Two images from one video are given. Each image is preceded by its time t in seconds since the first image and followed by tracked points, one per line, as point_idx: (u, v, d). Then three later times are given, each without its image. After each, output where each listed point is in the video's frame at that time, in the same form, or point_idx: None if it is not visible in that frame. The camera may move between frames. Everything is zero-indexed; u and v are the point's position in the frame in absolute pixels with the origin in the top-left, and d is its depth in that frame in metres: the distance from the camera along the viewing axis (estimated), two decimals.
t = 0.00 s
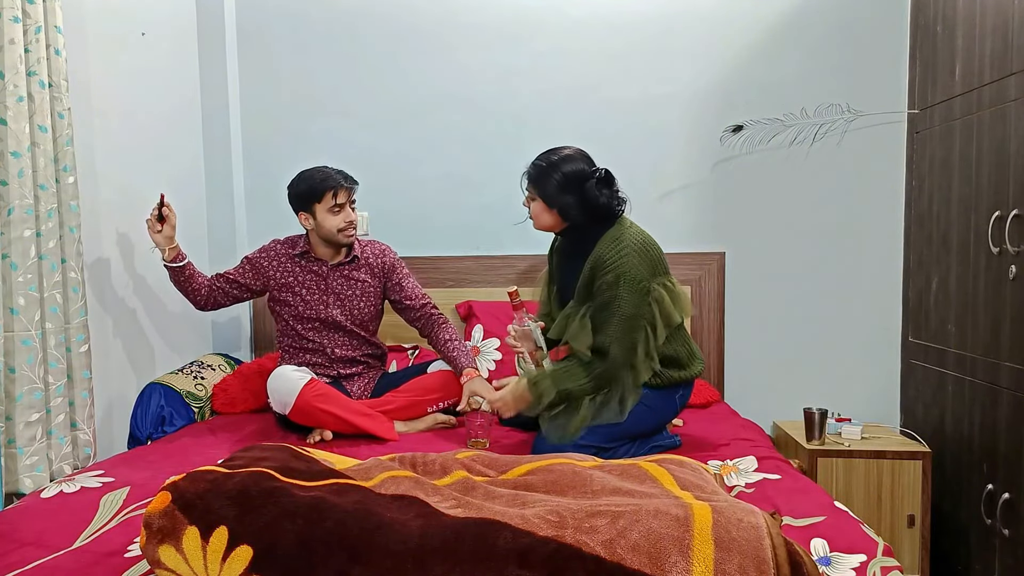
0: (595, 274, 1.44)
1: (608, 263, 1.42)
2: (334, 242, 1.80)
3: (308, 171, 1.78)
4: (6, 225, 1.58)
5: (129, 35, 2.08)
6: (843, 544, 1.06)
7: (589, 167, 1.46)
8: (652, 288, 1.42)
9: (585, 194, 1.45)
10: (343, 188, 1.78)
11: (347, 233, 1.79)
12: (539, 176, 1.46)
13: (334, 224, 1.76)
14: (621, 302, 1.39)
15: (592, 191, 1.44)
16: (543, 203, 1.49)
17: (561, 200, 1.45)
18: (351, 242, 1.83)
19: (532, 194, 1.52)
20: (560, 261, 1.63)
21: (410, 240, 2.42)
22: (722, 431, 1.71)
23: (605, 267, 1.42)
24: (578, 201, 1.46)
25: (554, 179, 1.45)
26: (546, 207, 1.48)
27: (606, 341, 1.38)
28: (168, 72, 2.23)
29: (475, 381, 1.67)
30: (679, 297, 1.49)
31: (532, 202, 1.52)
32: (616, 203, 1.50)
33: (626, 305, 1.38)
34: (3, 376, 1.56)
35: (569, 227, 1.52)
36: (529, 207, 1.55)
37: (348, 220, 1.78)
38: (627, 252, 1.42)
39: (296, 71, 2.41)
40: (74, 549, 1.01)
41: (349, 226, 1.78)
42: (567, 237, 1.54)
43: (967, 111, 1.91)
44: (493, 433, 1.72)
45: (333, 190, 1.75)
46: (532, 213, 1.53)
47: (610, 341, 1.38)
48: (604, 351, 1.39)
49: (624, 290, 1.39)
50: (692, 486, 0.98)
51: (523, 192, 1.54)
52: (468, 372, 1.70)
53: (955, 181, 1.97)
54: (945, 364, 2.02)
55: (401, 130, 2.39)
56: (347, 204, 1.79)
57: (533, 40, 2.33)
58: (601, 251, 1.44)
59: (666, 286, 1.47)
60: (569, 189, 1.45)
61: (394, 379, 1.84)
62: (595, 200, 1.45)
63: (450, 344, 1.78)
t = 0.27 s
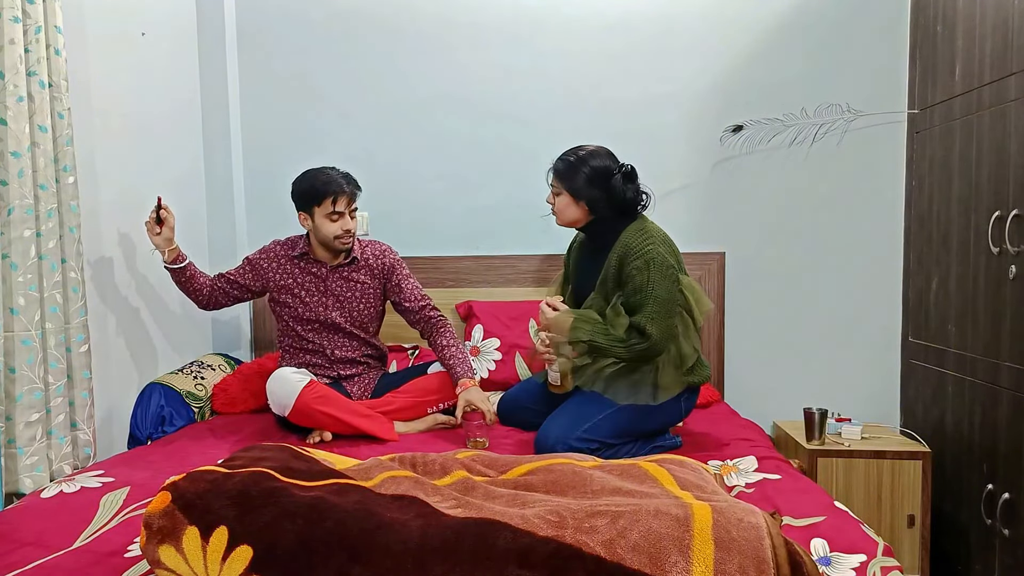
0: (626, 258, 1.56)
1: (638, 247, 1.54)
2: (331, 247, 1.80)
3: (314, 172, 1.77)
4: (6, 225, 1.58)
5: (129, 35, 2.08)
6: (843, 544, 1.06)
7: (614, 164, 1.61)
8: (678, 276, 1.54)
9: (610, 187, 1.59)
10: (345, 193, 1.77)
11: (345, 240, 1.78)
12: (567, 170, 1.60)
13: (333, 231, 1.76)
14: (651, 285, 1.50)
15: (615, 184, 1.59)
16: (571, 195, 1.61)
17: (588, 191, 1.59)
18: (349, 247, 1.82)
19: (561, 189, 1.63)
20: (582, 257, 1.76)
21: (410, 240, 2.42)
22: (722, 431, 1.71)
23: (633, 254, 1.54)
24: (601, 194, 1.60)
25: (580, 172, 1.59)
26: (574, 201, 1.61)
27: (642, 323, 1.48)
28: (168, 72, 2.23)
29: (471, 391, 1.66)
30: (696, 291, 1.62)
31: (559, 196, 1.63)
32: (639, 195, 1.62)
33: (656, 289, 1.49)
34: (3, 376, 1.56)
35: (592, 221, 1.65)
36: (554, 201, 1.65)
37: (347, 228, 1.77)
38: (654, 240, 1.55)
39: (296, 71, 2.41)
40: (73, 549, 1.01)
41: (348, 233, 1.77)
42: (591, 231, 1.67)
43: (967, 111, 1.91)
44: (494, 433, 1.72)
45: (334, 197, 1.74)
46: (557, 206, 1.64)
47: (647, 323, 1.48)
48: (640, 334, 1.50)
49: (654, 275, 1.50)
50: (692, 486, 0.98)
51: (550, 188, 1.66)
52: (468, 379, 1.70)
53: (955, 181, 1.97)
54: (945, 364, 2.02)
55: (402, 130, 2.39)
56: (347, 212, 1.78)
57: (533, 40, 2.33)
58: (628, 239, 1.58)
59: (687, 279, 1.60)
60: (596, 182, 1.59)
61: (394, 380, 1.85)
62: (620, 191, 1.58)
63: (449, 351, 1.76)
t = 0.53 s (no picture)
0: (637, 251, 1.58)
1: (650, 240, 1.56)
2: (331, 251, 1.80)
3: (318, 174, 1.76)
4: (6, 225, 1.57)
5: (129, 35, 2.08)
6: (843, 544, 1.06)
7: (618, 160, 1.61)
8: (690, 268, 1.55)
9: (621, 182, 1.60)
10: (347, 197, 1.76)
11: (345, 244, 1.78)
12: (576, 177, 1.59)
13: (333, 234, 1.76)
14: (662, 276, 1.51)
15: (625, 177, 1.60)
16: (586, 200, 1.61)
17: (604, 193, 1.60)
18: (350, 251, 1.82)
19: (576, 196, 1.62)
20: (595, 253, 1.78)
21: (410, 240, 2.42)
22: (722, 431, 1.71)
23: (645, 246, 1.56)
24: (615, 192, 1.60)
25: (592, 176, 1.58)
26: (592, 204, 1.61)
27: (654, 311, 1.49)
28: (168, 73, 2.23)
29: (465, 390, 1.62)
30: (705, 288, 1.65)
31: (574, 205, 1.63)
32: (649, 182, 1.64)
33: (667, 280, 1.51)
34: (3, 376, 1.56)
35: (608, 218, 1.65)
36: (570, 210, 1.64)
37: (348, 232, 1.76)
38: (664, 233, 1.56)
39: (296, 71, 2.41)
40: (73, 549, 1.01)
41: (348, 238, 1.77)
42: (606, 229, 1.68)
43: (967, 111, 1.91)
44: (494, 433, 1.72)
45: (336, 201, 1.74)
46: (574, 214, 1.64)
47: (659, 311, 1.49)
48: (652, 322, 1.51)
49: (665, 266, 1.52)
50: (693, 486, 0.98)
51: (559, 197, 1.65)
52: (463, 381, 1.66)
53: (954, 181, 1.97)
54: (944, 365, 2.02)
55: (402, 130, 2.39)
56: (349, 217, 1.77)
57: (533, 40, 2.33)
58: (639, 233, 1.59)
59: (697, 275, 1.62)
60: (608, 181, 1.60)
61: (393, 380, 1.85)
62: (634, 182, 1.60)
63: (445, 353, 1.73)
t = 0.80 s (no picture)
0: (638, 250, 1.58)
1: (650, 240, 1.56)
2: (332, 251, 1.80)
3: (322, 174, 1.75)
4: (5, 225, 1.57)
5: (129, 35, 2.08)
6: (843, 544, 1.06)
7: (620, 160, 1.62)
8: (690, 268, 1.55)
9: (626, 181, 1.60)
10: (349, 197, 1.76)
11: (346, 244, 1.78)
12: (584, 178, 1.58)
13: (334, 234, 1.76)
14: (661, 274, 1.52)
15: (630, 176, 1.60)
16: (594, 200, 1.60)
17: (612, 192, 1.59)
18: (351, 252, 1.81)
19: (583, 197, 1.60)
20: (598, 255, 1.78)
21: (410, 240, 2.42)
22: (722, 431, 1.71)
23: (645, 245, 1.56)
24: (622, 192, 1.60)
25: (600, 176, 1.58)
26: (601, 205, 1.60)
27: (651, 309, 1.50)
28: (168, 73, 2.23)
29: (455, 400, 1.57)
30: (707, 289, 1.65)
31: (581, 206, 1.62)
32: (651, 182, 1.65)
33: (666, 279, 1.51)
34: (3, 376, 1.56)
35: (613, 218, 1.65)
36: (576, 211, 1.63)
37: (348, 233, 1.76)
38: (665, 232, 1.57)
39: (296, 71, 2.41)
40: (73, 549, 1.01)
41: (349, 238, 1.77)
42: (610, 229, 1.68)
43: (967, 111, 1.91)
44: (494, 433, 1.72)
45: (338, 201, 1.74)
46: (581, 215, 1.62)
47: (655, 309, 1.49)
48: (649, 321, 1.51)
49: (665, 265, 1.52)
50: (693, 486, 0.98)
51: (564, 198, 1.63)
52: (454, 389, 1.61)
53: (955, 181, 1.97)
54: (944, 364, 2.02)
55: (402, 130, 2.39)
56: (352, 217, 1.77)
57: (533, 40, 2.33)
58: (641, 232, 1.59)
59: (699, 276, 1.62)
60: (614, 181, 1.60)
61: (393, 378, 1.84)
62: (639, 182, 1.61)
63: (437, 359, 1.69)
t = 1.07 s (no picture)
0: (637, 250, 1.58)
1: (649, 240, 1.56)
2: (333, 252, 1.80)
3: (322, 174, 1.75)
4: (6, 225, 1.57)
5: (130, 35, 2.08)
6: (842, 544, 1.06)
7: (619, 160, 1.61)
8: (690, 268, 1.55)
9: (626, 182, 1.61)
10: (350, 198, 1.76)
11: (347, 245, 1.78)
12: (582, 178, 1.58)
13: (335, 235, 1.75)
14: (660, 274, 1.52)
15: (629, 176, 1.60)
16: (594, 201, 1.60)
17: (612, 193, 1.60)
18: (351, 253, 1.81)
19: (582, 198, 1.60)
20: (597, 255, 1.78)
21: (410, 240, 2.42)
22: (722, 431, 1.71)
23: (644, 245, 1.56)
24: (621, 192, 1.60)
25: (599, 176, 1.58)
26: (600, 206, 1.60)
27: (650, 309, 1.49)
28: (168, 73, 2.23)
29: (453, 408, 1.55)
30: (707, 290, 1.65)
31: (581, 207, 1.62)
32: (649, 181, 1.65)
33: (665, 279, 1.51)
34: (3, 376, 1.56)
35: (613, 218, 1.65)
36: (575, 212, 1.63)
37: (349, 233, 1.76)
38: (664, 232, 1.57)
39: (296, 71, 2.41)
40: (73, 549, 1.01)
41: (349, 238, 1.76)
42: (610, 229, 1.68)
43: (967, 111, 1.91)
44: (494, 433, 1.72)
45: (339, 202, 1.73)
46: (580, 216, 1.62)
47: (655, 309, 1.49)
48: (648, 320, 1.51)
49: (664, 265, 1.52)
50: (693, 486, 0.98)
51: (563, 199, 1.63)
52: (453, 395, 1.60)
53: (955, 181, 1.97)
54: (945, 364, 2.02)
55: (402, 130, 2.39)
56: (353, 218, 1.77)
57: (533, 40, 2.33)
58: (641, 232, 1.59)
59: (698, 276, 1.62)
60: (614, 181, 1.60)
61: (394, 379, 1.83)
62: (638, 182, 1.61)
63: (433, 364, 1.67)
